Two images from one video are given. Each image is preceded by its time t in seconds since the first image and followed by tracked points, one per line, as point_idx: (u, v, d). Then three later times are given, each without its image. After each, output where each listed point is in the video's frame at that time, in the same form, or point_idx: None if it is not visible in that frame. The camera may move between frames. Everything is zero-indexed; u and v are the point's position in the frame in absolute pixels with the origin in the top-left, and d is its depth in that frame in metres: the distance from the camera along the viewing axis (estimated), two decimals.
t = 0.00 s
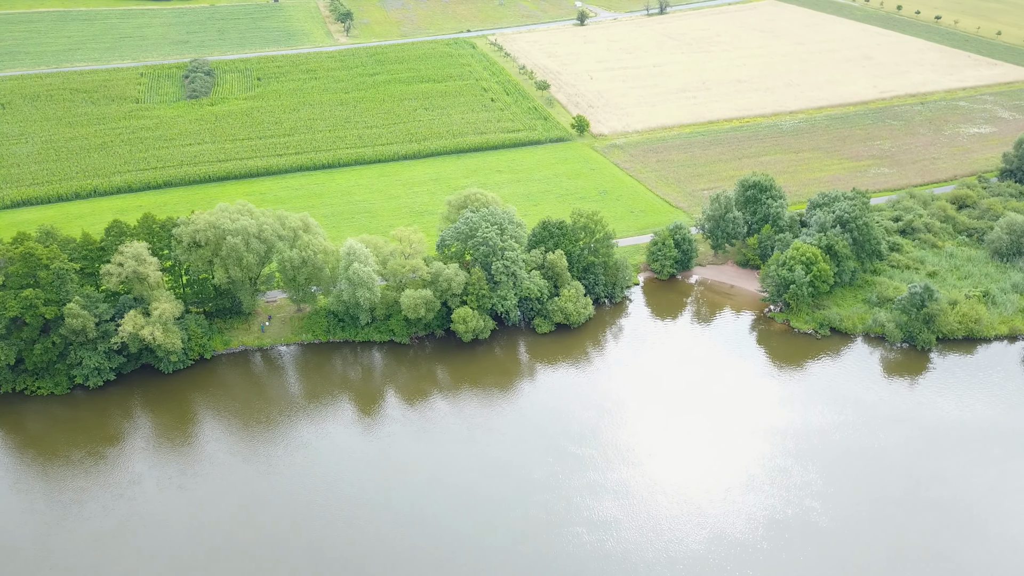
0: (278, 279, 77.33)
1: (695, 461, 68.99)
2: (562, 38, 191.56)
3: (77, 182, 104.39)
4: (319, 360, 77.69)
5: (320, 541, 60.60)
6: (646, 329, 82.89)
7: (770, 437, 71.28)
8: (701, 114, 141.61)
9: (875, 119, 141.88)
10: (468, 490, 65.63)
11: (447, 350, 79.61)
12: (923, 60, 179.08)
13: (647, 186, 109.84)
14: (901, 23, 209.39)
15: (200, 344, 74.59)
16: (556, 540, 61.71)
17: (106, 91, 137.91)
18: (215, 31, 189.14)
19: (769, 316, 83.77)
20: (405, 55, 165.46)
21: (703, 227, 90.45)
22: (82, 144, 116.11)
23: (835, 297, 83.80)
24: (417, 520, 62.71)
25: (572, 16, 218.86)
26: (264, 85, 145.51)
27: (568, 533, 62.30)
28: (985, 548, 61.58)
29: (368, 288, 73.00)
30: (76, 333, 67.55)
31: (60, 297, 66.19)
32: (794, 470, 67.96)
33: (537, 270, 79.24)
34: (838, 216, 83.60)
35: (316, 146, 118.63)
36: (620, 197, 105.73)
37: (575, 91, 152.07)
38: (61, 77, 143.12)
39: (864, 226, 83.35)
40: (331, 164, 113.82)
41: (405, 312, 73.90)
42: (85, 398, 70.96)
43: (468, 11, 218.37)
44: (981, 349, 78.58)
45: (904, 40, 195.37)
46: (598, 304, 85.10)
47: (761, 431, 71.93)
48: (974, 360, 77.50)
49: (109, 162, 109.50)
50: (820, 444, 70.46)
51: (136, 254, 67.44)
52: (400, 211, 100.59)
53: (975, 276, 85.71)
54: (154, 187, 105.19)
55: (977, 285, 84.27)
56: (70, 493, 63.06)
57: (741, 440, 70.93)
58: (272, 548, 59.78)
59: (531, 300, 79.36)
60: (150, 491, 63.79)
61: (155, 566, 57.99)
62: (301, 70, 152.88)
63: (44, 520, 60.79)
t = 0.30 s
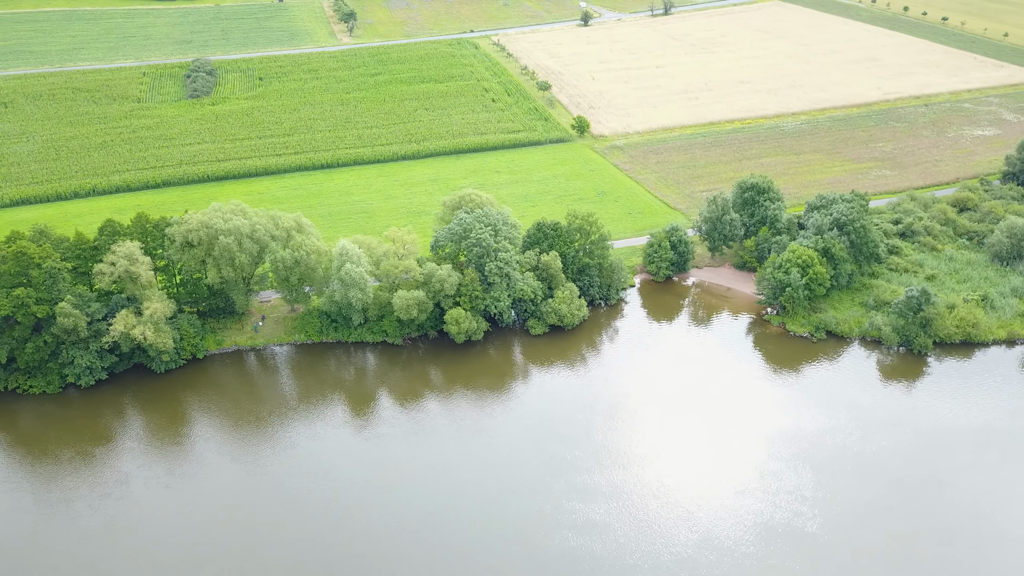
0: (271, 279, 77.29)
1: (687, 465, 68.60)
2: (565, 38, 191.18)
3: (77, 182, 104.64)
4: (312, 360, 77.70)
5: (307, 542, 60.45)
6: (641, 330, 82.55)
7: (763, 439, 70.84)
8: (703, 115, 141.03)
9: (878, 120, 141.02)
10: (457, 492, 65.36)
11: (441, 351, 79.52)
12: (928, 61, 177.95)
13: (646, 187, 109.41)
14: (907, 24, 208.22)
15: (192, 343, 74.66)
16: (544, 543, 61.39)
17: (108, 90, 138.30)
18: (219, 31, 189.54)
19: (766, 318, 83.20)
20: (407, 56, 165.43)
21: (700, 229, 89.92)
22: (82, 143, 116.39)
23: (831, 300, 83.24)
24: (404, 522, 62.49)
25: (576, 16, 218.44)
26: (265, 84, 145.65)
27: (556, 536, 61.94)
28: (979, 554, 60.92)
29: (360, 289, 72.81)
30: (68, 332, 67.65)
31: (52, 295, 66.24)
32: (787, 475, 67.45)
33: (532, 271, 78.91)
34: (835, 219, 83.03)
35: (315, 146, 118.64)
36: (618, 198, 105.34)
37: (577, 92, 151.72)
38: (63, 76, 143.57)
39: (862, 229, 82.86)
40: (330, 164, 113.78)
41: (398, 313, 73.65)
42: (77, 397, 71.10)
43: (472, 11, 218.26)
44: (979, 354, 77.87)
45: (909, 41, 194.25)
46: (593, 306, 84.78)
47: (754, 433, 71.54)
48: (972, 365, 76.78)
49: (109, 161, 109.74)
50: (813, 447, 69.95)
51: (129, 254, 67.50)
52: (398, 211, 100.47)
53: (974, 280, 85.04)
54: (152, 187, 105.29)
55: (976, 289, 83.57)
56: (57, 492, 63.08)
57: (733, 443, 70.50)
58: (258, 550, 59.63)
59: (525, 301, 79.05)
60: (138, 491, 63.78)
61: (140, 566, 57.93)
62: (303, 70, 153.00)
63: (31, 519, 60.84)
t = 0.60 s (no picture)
0: (263, 279, 77.29)
1: (677, 468, 68.34)
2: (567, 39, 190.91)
3: (74, 181, 104.87)
4: (304, 360, 77.72)
5: (292, 543, 60.30)
6: (635, 332, 82.25)
7: (753, 441, 70.63)
8: (703, 115, 140.57)
9: (880, 122, 140.22)
10: (444, 494, 65.13)
11: (434, 351, 79.46)
12: (932, 63, 176.77)
13: (643, 188, 109.06)
14: (911, 25, 207.19)
15: (184, 343, 74.74)
16: (530, 546, 61.07)
17: (108, 90, 138.65)
18: (221, 31, 189.92)
19: (760, 321, 82.77)
20: (408, 56, 165.38)
21: (696, 231, 89.49)
22: (81, 143, 116.68)
23: (827, 303, 82.71)
24: (390, 524, 62.28)
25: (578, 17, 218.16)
26: (266, 84, 145.78)
27: (543, 540, 61.64)
28: (971, 560, 60.34)
29: (351, 289, 72.64)
30: (58, 330, 67.73)
31: (43, 295, 66.32)
32: (777, 479, 67.05)
33: (525, 272, 78.65)
34: (831, 221, 82.50)
35: (313, 146, 118.66)
36: (615, 199, 105.07)
37: (577, 92, 151.45)
38: (65, 76, 144.00)
39: (858, 231, 82.32)
40: (328, 164, 113.80)
41: (389, 314, 73.43)
42: (68, 396, 71.25)
43: (475, 11, 218.22)
44: (976, 358, 77.24)
45: (914, 42, 193.13)
46: (587, 308, 84.51)
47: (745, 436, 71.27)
48: (968, 369, 76.17)
49: (107, 161, 109.97)
50: (803, 451, 69.58)
51: (120, 254, 67.52)
52: (394, 211, 100.40)
53: (972, 283, 84.37)
54: (150, 186, 105.45)
55: (973, 293, 82.88)
56: (44, 492, 63.17)
57: (723, 446, 70.25)
58: (242, 551, 59.50)
59: (518, 302, 78.81)
60: (124, 490, 63.76)
61: (122, 566, 57.87)
62: (304, 70, 153.13)
63: (16, 518, 60.91)
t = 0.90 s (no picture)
0: (256, 280, 77.25)
1: (666, 471, 67.84)
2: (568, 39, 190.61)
3: (71, 180, 105.08)
4: (295, 360, 77.66)
5: (276, 545, 60.20)
6: (628, 334, 81.91)
7: (743, 444, 70.16)
8: (703, 116, 140.04)
9: (882, 123, 139.42)
10: (431, 497, 64.84)
11: (427, 352, 79.36)
12: (936, 64, 175.80)
13: (641, 189, 108.65)
14: (916, 26, 206.12)
15: (175, 343, 74.77)
16: (515, 550, 60.77)
17: (108, 89, 138.89)
18: (223, 30, 190.15)
19: (754, 324, 82.32)
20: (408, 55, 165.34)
21: (691, 232, 89.03)
22: (80, 142, 116.88)
23: (822, 305, 82.20)
24: (376, 526, 62.13)
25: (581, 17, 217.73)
26: (265, 84, 145.86)
27: (530, 543, 61.35)
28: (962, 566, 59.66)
29: (342, 290, 72.42)
30: (48, 329, 67.78)
31: (33, 294, 66.38)
32: (768, 481, 66.55)
33: (517, 273, 78.37)
34: (827, 223, 81.89)
35: (311, 146, 118.61)
36: (612, 200, 104.71)
37: (577, 93, 151.05)
38: (66, 74, 144.35)
39: (853, 233, 81.73)
40: (325, 164, 113.77)
41: (380, 314, 73.21)
42: (59, 395, 71.38)
43: (477, 11, 218.13)
44: (971, 361, 76.60)
45: (917, 44, 192.13)
46: (581, 309, 84.22)
47: (736, 440, 70.67)
48: (964, 373, 75.55)
49: (105, 160, 110.14)
50: (792, 454, 68.91)
51: (110, 253, 67.52)
52: (389, 211, 100.26)
53: (969, 286, 83.74)
54: (147, 185, 105.55)
55: (970, 296, 82.28)
56: (30, 491, 63.25)
57: (712, 448, 69.94)
58: (227, 553, 59.39)
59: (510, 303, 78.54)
60: (110, 491, 63.68)
61: (105, 567, 57.84)
62: (304, 70, 153.13)
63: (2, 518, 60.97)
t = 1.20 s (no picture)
0: (248, 280, 77.17)
1: (655, 475, 67.44)
2: (570, 39, 190.34)
3: (68, 179, 105.32)
4: (285, 361, 77.62)
5: (261, 546, 60.07)
6: (621, 336, 81.60)
7: (733, 448, 69.70)
8: (702, 117, 139.49)
9: (883, 125, 138.61)
10: (418, 499, 64.59)
11: (419, 353, 79.22)
12: (939, 65, 174.82)
13: (638, 191, 108.22)
14: (920, 28, 205.06)
15: (166, 343, 74.78)
16: (501, 553, 60.43)
17: (109, 88, 139.21)
18: (226, 30, 190.44)
19: (748, 327, 81.92)
20: (409, 56, 165.24)
21: (686, 234, 88.52)
22: (78, 141, 117.14)
23: (817, 308, 81.63)
24: (362, 527, 61.98)
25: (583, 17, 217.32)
26: (265, 83, 145.94)
27: (516, 546, 61.03)
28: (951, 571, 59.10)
29: (332, 290, 72.21)
30: (39, 329, 67.88)
31: (24, 293, 66.44)
32: (757, 485, 66.08)
33: (509, 274, 78.07)
34: (822, 225, 81.37)
35: (309, 146, 118.61)
36: (608, 202, 104.35)
37: (577, 93, 150.68)
38: (66, 73, 144.72)
39: (849, 236, 81.18)
40: (322, 164, 113.72)
41: (371, 315, 72.99)
42: (49, 394, 71.51)
43: (480, 12, 218.05)
44: (967, 366, 75.99)
45: (921, 45, 191.09)
46: (574, 311, 83.94)
47: (724, 443, 70.28)
48: (959, 377, 74.89)
49: (102, 159, 110.28)
50: (782, 458, 68.42)
51: (101, 252, 67.46)
52: (385, 212, 100.09)
53: (966, 290, 83.08)
54: (143, 184, 105.72)
55: (966, 299, 81.64)
56: (17, 491, 63.41)
57: (701, 452, 69.56)
58: (211, 554, 59.30)
59: (502, 305, 78.26)
60: (97, 492, 63.68)
61: (90, 567, 57.83)
62: (304, 70, 153.22)
63: None
